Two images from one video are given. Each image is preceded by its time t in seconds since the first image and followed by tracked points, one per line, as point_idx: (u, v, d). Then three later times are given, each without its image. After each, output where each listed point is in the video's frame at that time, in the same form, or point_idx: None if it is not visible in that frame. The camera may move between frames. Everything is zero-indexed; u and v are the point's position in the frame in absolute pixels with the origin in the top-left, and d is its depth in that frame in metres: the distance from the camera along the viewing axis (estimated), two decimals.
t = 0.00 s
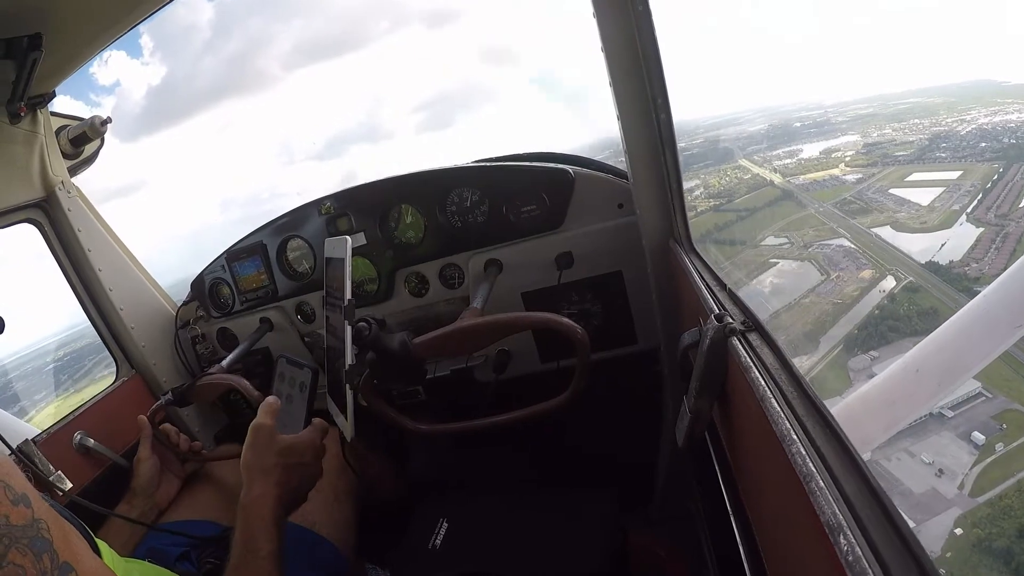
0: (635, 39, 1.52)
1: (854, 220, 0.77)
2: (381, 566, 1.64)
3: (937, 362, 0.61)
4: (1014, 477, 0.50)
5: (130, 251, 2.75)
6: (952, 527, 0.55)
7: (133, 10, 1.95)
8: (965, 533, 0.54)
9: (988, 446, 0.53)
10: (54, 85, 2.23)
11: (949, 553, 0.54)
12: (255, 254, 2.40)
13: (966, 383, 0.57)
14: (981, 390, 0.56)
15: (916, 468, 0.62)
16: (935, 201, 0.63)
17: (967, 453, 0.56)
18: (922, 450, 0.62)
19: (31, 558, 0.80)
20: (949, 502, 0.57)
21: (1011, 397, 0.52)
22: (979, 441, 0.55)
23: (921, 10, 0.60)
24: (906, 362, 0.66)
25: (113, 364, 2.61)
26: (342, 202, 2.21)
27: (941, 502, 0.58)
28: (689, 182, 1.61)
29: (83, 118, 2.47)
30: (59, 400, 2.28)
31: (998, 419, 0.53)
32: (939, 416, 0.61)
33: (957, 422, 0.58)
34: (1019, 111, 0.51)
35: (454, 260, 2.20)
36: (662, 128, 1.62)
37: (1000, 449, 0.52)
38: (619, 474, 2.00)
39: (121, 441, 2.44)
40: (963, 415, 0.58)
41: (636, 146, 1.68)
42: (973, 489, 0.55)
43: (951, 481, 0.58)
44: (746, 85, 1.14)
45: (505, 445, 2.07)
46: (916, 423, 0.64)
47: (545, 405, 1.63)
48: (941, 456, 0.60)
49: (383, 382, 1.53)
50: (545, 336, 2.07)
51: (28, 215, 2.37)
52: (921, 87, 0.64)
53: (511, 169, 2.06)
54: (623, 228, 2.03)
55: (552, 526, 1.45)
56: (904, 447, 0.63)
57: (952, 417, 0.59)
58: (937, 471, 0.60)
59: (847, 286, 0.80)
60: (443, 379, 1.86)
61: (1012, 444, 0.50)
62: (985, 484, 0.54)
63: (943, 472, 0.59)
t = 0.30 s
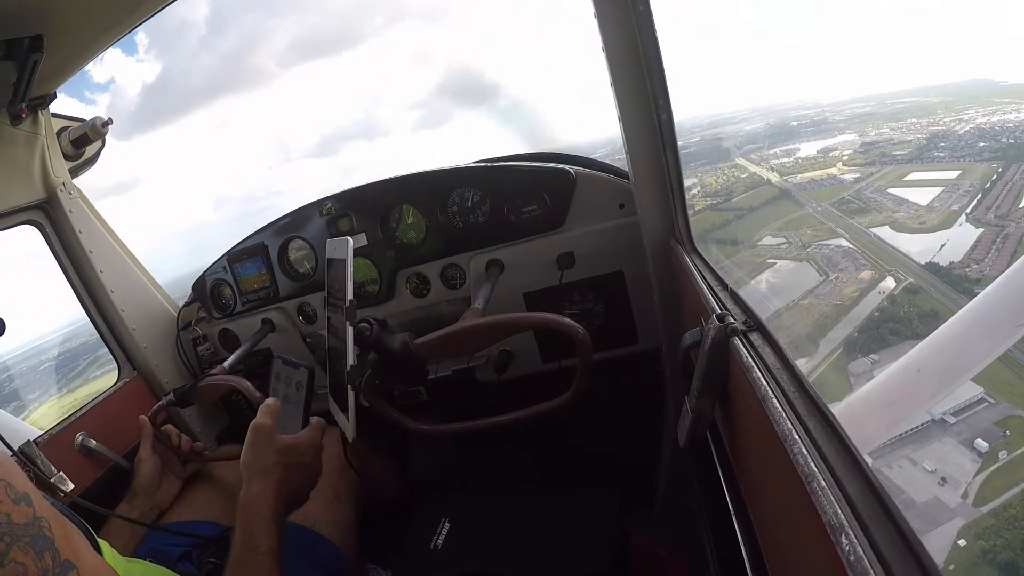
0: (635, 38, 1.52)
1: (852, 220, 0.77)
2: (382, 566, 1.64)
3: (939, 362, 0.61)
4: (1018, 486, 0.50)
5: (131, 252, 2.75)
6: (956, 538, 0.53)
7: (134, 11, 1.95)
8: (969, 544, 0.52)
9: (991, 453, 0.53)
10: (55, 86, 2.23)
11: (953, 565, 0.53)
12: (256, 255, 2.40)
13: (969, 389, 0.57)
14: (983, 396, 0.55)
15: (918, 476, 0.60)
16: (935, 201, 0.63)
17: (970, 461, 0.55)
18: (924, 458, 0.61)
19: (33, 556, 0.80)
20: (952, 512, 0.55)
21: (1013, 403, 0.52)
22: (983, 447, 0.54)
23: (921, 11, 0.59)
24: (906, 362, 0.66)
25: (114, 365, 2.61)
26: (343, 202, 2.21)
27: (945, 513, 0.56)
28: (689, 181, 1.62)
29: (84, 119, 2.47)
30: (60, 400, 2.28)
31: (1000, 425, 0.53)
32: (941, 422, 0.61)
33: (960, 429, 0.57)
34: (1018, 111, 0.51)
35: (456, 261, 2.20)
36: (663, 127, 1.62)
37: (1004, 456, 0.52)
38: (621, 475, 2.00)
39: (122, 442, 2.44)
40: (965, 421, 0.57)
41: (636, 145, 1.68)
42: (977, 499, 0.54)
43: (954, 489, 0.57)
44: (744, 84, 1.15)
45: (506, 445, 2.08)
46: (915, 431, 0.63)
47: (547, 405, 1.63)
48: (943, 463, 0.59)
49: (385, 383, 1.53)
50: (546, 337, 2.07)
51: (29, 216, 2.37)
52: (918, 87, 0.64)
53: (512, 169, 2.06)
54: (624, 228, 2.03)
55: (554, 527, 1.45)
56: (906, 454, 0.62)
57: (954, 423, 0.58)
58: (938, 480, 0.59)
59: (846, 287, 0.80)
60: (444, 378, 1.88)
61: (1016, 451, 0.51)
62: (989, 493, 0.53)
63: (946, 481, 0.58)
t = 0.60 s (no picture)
0: (635, 37, 1.52)
1: (850, 220, 0.77)
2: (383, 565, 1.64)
3: (940, 361, 0.61)
4: (1019, 496, 0.50)
5: (132, 251, 2.76)
6: (958, 549, 0.53)
7: (135, 10, 1.95)
8: (972, 556, 0.52)
9: (994, 460, 0.52)
10: (56, 85, 2.23)
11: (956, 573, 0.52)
12: (257, 254, 2.41)
13: (969, 393, 0.57)
14: (985, 402, 0.55)
15: (920, 484, 0.60)
16: (932, 201, 0.63)
17: (972, 468, 0.55)
18: (925, 466, 0.60)
19: (32, 555, 0.80)
20: (954, 522, 0.55)
21: (1017, 408, 0.50)
22: (985, 455, 0.54)
23: (921, 10, 0.59)
24: (907, 362, 0.66)
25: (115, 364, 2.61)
26: (344, 202, 2.22)
27: (947, 521, 0.55)
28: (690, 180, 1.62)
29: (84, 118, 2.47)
30: (59, 400, 2.28)
31: (1004, 432, 0.51)
32: (943, 428, 0.60)
33: (962, 436, 0.57)
34: (1016, 111, 0.51)
35: (456, 260, 2.20)
36: (663, 127, 1.62)
37: (1008, 464, 0.51)
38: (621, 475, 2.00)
39: (123, 441, 2.44)
40: (967, 428, 0.56)
41: (635, 144, 1.68)
42: (980, 508, 0.53)
43: (956, 499, 0.57)
44: (739, 83, 1.16)
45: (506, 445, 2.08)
46: (919, 436, 0.62)
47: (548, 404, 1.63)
48: (945, 472, 0.58)
49: (385, 382, 1.54)
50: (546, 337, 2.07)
51: (30, 215, 2.37)
52: (915, 86, 0.64)
53: (513, 169, 2.06)
54: (625, 228, 2.03)
55: (554, 526, 1.45)
56: (907, 462, 0.62)
57: (956, 430, 0.58)
58: (940, 488, 0.58)
59: (844, 288, 0.81)
60: (446, 378, 1.88)
61: (1019, 459, 0.50)
62: (992, 502, 0.52)
63: (947, 490, 0.58)
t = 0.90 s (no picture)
0: (634, 36, 1.51)
1: (847, 219, 0.77)
2: (383, 565, 1.64)
3: (940, 361, 0.61)
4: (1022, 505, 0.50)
5: (132, 250, 2.76)
6: (962, 560, 0.52)
7: (134, 9, 1.95)
8: (976, 566, 0.52)
9: (997, 468, 0.52)
10: (55, 84, 2.23)
11: None
12: (256, 253, 2.40)
13: (972, 398, 0.56)
14: (988, 407, 0.54)
15: (921, 490, 0.59)
16: (930, 201, 0.62)
17: (976, 477, 0.55)
18: (927, 473, 0.60)
19: (34, 557, 0.80)
20: (958, 531, 0.54)
21: (1019, 413, 0.50)
22: (988, 462, 0.53)
23: (921, 11, 0.59)
24: (906, 361, 0.66)
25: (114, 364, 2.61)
26: (343, 201, 2.21)
27: (949, 530, 0.55)
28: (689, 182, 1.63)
29: (84, 118, 2.47)
30: (59, 400, 2.28)
31: (1006, 437, 0.52)
32: (945, 434, 0.60)
33: (964, 441, 0.56)
34: (1013, 110, 0.51)
35: (456, 260, 2.20)
36: (663, 126, 1.62)
37: (1011, 471, 0.51)
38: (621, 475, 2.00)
39: (122, 440, 2.44)
40: (969, 433, 0.56)
41: (634, 145, 1.68)
42: (982, 517, 0.53)
43: (960, 507, 0.56)
44: (737, 82, 1.16)
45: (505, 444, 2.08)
46: (920, 442, 0.62)
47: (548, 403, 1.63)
48: (948, 479, 0.58)
49: (385, 382, 1.53)
50: (546, 336, 2.07)
51: (30, 214, 2.37)
52: (911, 85, 0.64)
53: (512, 168, 2.06)
54: (623, 227, 2.03)
55: (554, 527, 1.44)
56: (909, 469, 0.61)
57: (958, 436, 0.57)
58: (943, 496, 0.57)
59: (843, 289, 0.81)
60: (445, 377, 1.88)
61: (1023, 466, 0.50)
62: (996, 511, 0.52)
63: (950, 498, 0.57)
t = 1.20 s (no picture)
0: (633, 36, 1.51)
1: (844, 216, 0.77)
2: (382, 564, 1.64)
3: (940, 359, 0.61)
4: None
5: (131, 251, 2.75)
6: (969, 567, 0.51)
7: (133, 9, 1.95)
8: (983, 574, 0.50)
9: (1003, 470, 0.52)
10: (54, 84, 2.23)
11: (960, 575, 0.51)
12: (255, 253, 2.40)
13: (975, 399, 0.56)
14: (991, 407, 0.54)
15: (926, 495, 0.59)
16: (928, 196, 0.62)
17: (981, 480, 0.54)
18: (931, 478, 0.60)
19: (31, 554, 0.80)
20: (963, 538, 0.53)
21: None
22: (994, 464, 0.53)
23: (921, 11, 0.59)
24: (904, 359, 0.66)
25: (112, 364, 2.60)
26: (342, 201, 2.21)
27: (954, 536, 0.54)
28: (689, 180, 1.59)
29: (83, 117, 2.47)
30: (60, 400, 2.29)
31: (1011, 438, 0.51)
32: (949, 435, 0.59)
33: (968, 443, 0.56)
34: (1008, 104, 0.52)
35: (455, 259, 2.20)
36: (662, 126, 1.61)
37: (1017, 474, 0.50)
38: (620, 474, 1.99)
39: (120, 440, 2.44)
40: (973, 435, 0.56)
41: (633, 144, 1.68)
42: (990, 523, 0.52)
43: (965, 513, 0.55)
44: (734, 81, 1.16)
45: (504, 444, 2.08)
46: (925, 445, 0.62)
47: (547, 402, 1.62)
48: (953, 483, 0.57)
49: (384, 381, 1.53)
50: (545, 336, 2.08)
51: (28, 214, 2.37)
52: (904, 81, 0.65)
53: (511, 168, 2.06)
54: (622, 227, 2.03)
55: (553, 526, 1.44)
56: (912, 473, 0.61)
57: (962, 437, 0.57)
58: (948, 501, 0.57)
59: (842, 288, 0.80)
60: (444, 377, 1.87)
61: None
62: (1002, 516, 0.51)
63: (955, 503, 0.56)
